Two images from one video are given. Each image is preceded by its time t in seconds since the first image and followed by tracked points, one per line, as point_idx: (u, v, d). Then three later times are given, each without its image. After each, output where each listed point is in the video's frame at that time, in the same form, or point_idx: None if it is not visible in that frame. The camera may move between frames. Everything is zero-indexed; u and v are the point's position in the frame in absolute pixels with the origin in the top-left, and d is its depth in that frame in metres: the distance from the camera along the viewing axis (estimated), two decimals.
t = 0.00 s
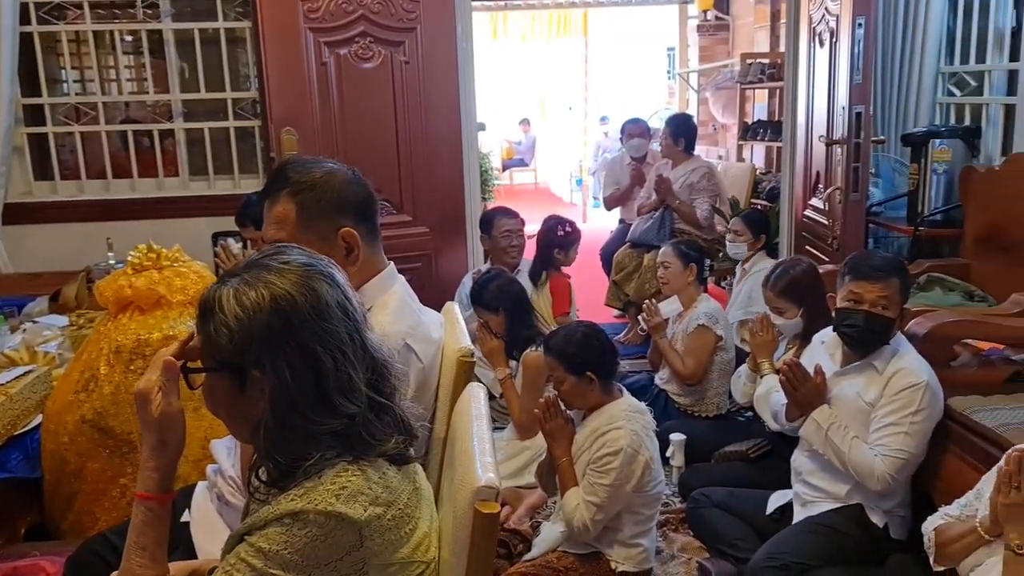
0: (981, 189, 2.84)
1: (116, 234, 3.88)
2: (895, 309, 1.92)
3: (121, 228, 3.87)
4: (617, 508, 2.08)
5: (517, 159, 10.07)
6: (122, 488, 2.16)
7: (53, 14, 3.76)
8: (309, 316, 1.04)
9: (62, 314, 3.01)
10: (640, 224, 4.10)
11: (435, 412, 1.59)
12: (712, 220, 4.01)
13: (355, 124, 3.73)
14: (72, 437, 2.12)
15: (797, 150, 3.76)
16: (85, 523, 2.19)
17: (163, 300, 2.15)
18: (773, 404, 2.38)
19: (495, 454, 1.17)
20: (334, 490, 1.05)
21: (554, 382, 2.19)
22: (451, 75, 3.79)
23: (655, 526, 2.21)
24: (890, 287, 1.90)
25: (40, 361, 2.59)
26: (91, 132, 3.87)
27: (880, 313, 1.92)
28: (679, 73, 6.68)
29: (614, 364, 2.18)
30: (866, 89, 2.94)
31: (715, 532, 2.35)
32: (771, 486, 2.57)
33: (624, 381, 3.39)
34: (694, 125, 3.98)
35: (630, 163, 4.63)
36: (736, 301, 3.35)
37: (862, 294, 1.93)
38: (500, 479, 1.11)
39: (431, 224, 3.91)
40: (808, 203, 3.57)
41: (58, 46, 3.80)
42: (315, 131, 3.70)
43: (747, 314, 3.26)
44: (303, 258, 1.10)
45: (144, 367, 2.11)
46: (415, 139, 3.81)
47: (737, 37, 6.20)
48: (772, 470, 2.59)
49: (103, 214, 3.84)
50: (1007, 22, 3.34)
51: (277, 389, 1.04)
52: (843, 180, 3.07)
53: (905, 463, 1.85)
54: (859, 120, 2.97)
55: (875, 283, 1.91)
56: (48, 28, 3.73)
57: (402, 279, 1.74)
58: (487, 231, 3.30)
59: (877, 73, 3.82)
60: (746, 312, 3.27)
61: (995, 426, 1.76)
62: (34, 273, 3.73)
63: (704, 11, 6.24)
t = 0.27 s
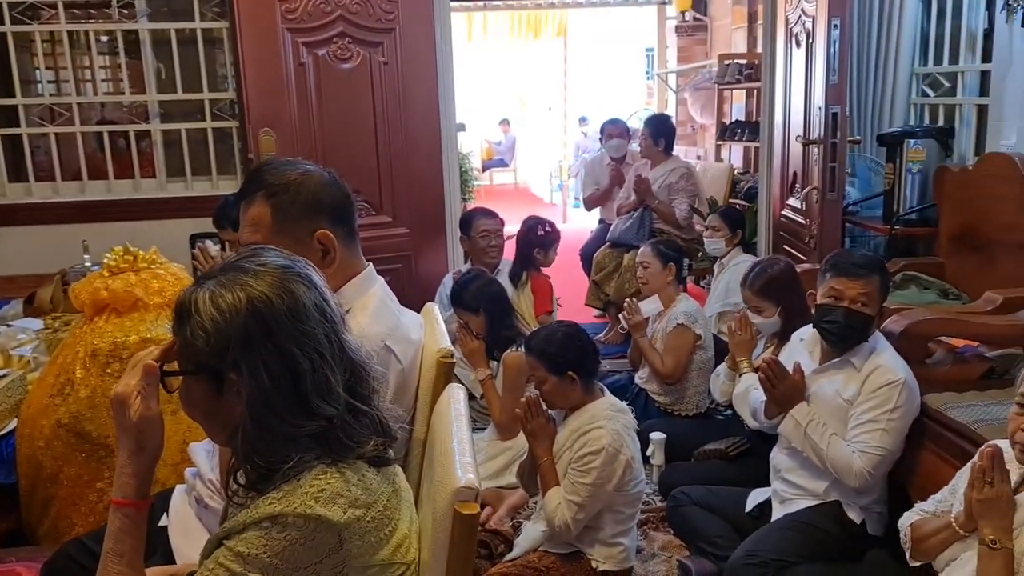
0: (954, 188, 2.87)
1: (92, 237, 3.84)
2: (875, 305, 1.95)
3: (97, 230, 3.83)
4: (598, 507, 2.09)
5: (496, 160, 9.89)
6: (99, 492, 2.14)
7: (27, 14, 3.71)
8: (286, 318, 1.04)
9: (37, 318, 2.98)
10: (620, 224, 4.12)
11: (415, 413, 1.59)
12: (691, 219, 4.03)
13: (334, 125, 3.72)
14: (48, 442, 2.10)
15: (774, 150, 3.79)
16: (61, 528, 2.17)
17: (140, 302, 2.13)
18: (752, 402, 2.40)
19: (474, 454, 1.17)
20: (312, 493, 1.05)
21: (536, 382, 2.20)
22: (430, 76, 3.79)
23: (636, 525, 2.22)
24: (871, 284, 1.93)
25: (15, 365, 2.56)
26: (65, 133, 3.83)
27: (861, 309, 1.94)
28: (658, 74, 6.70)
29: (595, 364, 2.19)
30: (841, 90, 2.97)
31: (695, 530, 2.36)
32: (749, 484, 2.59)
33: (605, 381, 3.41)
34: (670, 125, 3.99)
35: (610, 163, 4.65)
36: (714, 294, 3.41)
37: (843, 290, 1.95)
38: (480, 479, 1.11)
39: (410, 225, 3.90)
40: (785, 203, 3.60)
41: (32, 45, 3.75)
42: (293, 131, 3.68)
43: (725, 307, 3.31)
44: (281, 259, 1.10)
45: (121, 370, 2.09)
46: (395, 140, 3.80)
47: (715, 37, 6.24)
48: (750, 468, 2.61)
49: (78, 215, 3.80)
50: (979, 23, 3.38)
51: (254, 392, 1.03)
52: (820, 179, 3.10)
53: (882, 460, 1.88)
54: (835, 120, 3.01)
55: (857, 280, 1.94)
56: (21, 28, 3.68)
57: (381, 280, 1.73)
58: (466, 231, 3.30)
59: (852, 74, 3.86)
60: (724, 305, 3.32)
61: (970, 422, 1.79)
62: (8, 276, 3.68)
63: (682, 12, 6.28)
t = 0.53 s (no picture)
0: (927, 185, 2.93)
1: (66, 237, 3.79)
2: (850, 302, 1.97)
3: (71, 230, 3.79)
4: (577, 506, 2.09)
5: (476, 160, 9.94)
6: (73, 496, 2.12)
7: None
8: (262, 317, 1.03)
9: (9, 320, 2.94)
10: (598, 223, 4.13)
11: (393, 412, 1.58)
12: (669, 218, 4.05)
13: (311, 124, 3.70)
14: (20, 446, 2.07)
15: (750, 150, 3.82)
16: (35, 532, 2.15)
17: (114, 303, 2.11)
18: (729, 399, 2.41)
19: (451, 454, 1.17)
20: (287, 493, 1.05)
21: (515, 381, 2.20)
22: (408, 75, 3.78)
23: (615, 523, 2.23)
24: (846, 281, 1.95)
25: None
26: (37, 133, 3.78)
27: (836, 305, 1.96)
28: (635, 73, 6.73)
29: (573, 362, 2.19)
30: (816, 89, 2.99)
31: (674, 527, 2.37)
32: (727, 481, 2.61)
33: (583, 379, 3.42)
34: (650, 124, 4.06)
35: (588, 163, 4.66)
36: (689, 291, 3.42)
37: (818, 286, 1.97)
38: (456, 478, 1.11)
39: (389, 224, 3.89)
40: (761, 202, 3.63)
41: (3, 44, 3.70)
42: (270, 131, 3.66)
43: (699, 303, 3.33)
44: (256, 259, 1.10)
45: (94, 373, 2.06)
46: (372, 139, 3.79)
47: (692, 38, 6.27)
48: (728, 464, 2.63)
49: (51, 216, 3.75)
50: (951, 23, 3.42)
51: (229, 392, 1.02)
52: (796, 178, 3.12)
53: (858, 454, 1.89)
54: (810, 119, 3.03)
55: (832, 276, 1.96)
56: None
57: (358, 279, 1.73)
58: (444, 231, 3.30)
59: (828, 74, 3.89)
60: (698, 300, 3.33)
61: (943, 418, 1.81)
62: None
63: (660, 12, 6.30)
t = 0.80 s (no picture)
0: (893, 182, 2.98)
1: (32, 236, 3.73)
2: (816, 297, 2.00)
3: (37, 229, 3.73)
4: (550, 502, 2.10)
5: (448, 159, 10.07)
6: (39, 498, 2.09)
7: None
8: (229, 314, 1.02)
9: None
10: (570, 221, 4.14)
11: (365, 409, 1.58)
12: (641, 216, 4.07)
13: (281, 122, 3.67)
14: None
15: (720, 148, 3.86)
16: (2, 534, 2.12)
17: (81, 302, 2.08)
18: (700, 394, 2.44)
19: (423, 450, 1.17)
20: (257, 491, 1.04)
21: (488, 378, 2.20)
22: (379, 72, 3.77)
23: (588, 518, 2.24)
24: (812, 276, 1.98)
25: None
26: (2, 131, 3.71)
27: (802, 300, 1.98)
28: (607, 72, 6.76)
29: (546, 359, 2.20)
30: (785, 87, 3.02)
31: (646, 521, 2.39)
32: (699, 475, 2.63)
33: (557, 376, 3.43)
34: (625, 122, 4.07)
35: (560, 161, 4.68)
36: (658, 286, 3.44)
37: (785, 282, 1.99)
38: (428, 474, 1.11)
39: (361, 222, 3.87)
40: (732, 199, 3.66)
41: None
42: (239, 128, 3.63)
43: (669, 297, 3.35)
44: (224, 255, 1.09)
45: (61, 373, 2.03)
46: (344, 136, 3.77)
47: (663, 37, 6.31)
48: (700, 459, 2.65)
49: (17, 215, 3.69)
50: (916, 22, 3.47)
51: (196, 389, 1.02)
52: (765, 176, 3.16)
53: (827, 446, 1.92)
54: (779, 116, 3.06)
55: (798, 271, 1.98)
56: None
57: (329, 277, 1.72)
58: (415, 229, 3.29)
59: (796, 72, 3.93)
60: (668, 294, 3.36)
61: (909, 411, 1.84)
62: None
63: (631, 11, 6.33)
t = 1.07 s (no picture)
0: (871, 174, 3.02)
1: (8, 230, 3.68)
2: (793, 287, 2.02)
3: (13, 223, 3.68)
4: (535, 492, 2.11)
5: (428, 153, 9.90)
6: (21, 492, 2.07)
7: None
8: (219, 301, 1.02)
9: None
10: (551, 215, 4.14)
11: (353, 398, 1.58)
12: (621, 209, 4.08)
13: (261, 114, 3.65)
14: None
15: (700, 140, 3.88)
16: None
17: (62, 295, 2.06)
18: (682, 384, 2.46)
19: (414, 436, 1.18)
20: (249, 478, 1.04)
21: (472, 370, 2.21)
22: (359, 64, 3.75)
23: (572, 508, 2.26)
24: (789, 266, 2.00)
25: None
26: None
27: (779, 291, 2.01)
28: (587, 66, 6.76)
29: (530, 350, 2.20)
30: (765, 80, 3.05)
31: (629, 510, 2.41)
32: (682, 465, 2.66)
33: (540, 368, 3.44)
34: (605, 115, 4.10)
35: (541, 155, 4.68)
36: (642, 278, 3.46)
37: (762, 273, 2.01)
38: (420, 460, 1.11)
39: (342, 215, 3.86)
40: (712, 191, 3.68)
41: None
42: (218, 120, 3.60)
43: (653, 289, 3.37)
44: (213, 243, 1.08)
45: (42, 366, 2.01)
46: (324, 129, 3.75)
47: (643, 31, 6.32)
48: (682, 449, 2.67)
49: None
50: (893, 16, 3.50)
51: (186, 376, 1.02)
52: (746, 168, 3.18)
53: (807, 434, 1.95)
54: (759, 109, 3.08)
55: (775, 262, 2.00)
56: None
57: (315, 267, 1.72)
58: (398, 224, 3.28)
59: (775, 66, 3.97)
60: (652, 286, 3.38)
61: (887, 399, 1.87)
62: None
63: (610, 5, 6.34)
